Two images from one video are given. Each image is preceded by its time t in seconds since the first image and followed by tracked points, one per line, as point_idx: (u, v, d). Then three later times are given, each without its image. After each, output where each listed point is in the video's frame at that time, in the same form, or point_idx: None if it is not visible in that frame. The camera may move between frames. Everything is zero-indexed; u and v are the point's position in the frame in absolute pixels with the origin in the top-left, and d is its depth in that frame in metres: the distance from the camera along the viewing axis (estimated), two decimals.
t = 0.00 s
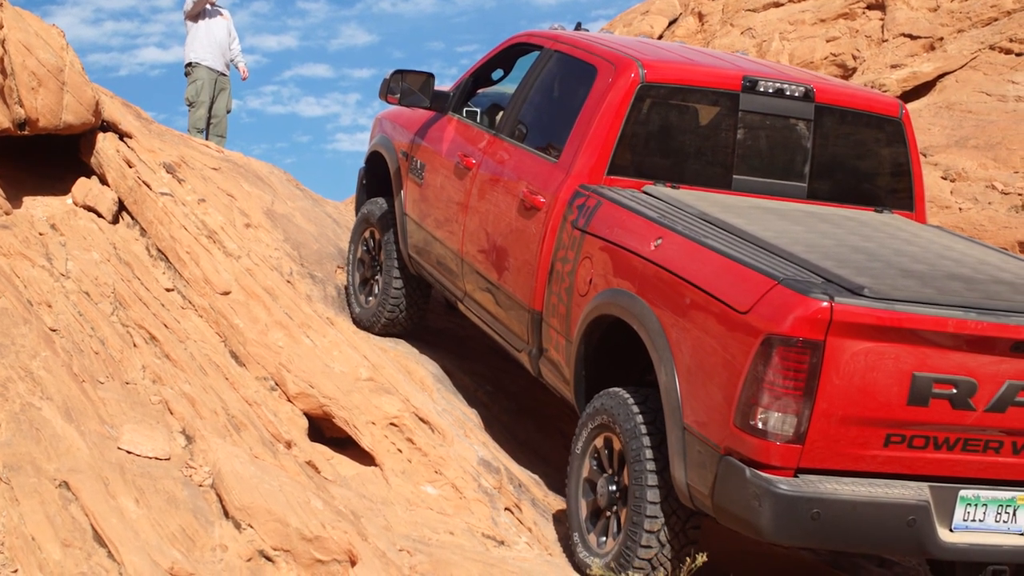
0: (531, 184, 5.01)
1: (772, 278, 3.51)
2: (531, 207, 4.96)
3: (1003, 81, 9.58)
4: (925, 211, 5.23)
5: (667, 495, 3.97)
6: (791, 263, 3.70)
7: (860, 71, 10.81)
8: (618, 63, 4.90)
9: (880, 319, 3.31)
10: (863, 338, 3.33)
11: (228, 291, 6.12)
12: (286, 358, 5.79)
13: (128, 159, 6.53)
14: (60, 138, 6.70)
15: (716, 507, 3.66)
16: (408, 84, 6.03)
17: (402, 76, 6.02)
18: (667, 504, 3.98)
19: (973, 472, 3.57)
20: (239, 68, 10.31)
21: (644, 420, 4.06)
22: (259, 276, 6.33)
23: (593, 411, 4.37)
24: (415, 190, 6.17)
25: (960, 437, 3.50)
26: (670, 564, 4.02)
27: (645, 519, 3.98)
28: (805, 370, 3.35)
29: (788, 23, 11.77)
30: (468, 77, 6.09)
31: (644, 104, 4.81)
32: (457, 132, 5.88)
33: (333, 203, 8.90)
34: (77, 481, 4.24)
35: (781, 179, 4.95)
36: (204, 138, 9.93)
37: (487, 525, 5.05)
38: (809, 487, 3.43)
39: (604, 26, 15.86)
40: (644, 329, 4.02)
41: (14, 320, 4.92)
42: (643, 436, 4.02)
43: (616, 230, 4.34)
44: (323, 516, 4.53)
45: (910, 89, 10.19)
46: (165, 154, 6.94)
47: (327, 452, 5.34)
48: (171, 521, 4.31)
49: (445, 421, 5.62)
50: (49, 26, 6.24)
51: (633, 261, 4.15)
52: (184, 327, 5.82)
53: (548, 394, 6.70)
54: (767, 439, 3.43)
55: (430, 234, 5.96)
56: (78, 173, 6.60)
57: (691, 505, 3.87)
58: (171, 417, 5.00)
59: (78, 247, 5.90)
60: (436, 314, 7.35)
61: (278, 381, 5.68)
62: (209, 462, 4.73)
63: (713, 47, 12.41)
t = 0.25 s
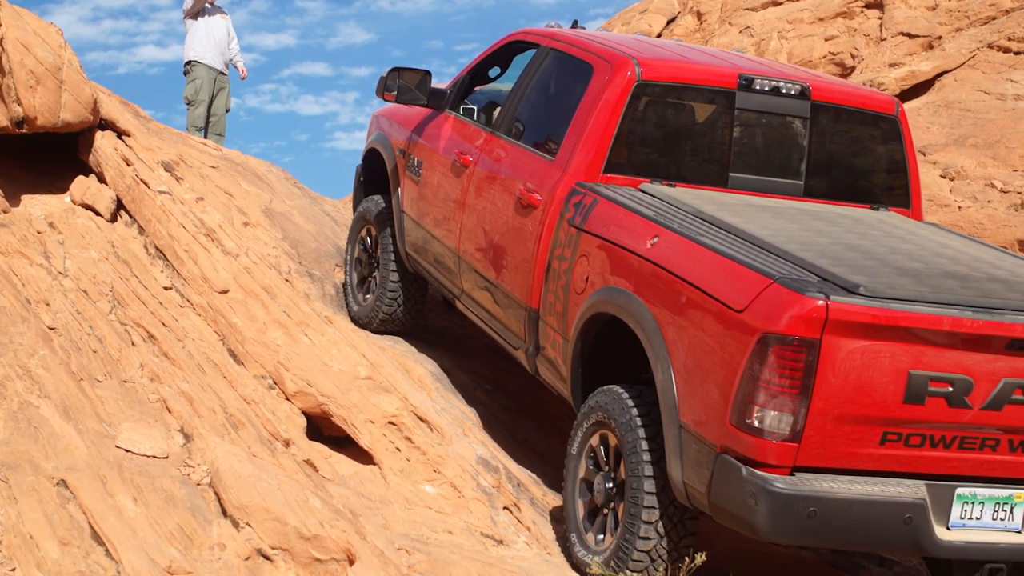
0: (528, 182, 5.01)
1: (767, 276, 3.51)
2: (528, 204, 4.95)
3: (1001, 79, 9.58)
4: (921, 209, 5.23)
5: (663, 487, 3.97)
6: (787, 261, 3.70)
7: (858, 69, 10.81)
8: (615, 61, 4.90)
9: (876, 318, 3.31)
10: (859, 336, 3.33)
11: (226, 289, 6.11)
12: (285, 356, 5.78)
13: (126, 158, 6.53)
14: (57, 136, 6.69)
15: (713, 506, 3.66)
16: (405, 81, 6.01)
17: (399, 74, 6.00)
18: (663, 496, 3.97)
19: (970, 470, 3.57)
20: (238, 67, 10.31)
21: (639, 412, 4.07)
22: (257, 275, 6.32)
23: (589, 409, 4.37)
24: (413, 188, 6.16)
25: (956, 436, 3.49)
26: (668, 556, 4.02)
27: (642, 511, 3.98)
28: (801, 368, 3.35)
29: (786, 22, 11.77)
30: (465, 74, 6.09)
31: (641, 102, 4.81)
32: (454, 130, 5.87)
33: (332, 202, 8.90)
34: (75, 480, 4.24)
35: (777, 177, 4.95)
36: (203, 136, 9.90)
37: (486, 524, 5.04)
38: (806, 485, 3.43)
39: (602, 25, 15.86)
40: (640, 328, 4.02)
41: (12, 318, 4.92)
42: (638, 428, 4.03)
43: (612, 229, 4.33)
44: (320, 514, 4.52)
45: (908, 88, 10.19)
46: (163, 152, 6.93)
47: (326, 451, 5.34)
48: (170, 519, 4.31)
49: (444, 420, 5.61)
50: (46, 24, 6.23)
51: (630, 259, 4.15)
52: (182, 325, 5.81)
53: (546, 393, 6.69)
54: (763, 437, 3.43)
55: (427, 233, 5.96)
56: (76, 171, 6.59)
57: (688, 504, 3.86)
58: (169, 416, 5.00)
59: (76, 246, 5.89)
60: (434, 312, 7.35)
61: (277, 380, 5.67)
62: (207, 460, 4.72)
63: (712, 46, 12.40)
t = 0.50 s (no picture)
0: (526, 182, 5.01)
1: (765, 277, 3.51)
2: (525, 204, 4.95)
3: (1000, 79, 9.57)
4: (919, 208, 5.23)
5: (661, 484, 3.98)
6: (784, 262, 3.70)
7: (857, 70, 10.80)
8: (612, 61, 4.90)
9: (873, 318, 3.31)
10: (855, 337, 3.33)
11: (224, 289, 6.11)
12: (283, 356, 5.78)
13: (125, 158, 6.53)
14: (56, 136, 6.69)
15: (710, 506, 3.66)
16: (402, 81, 6.05)
17: (396, 74, 6.04)
18: (661, 495, 3.98)
19: (967, 470, 3.57)
20: (237, 67, 10.31)
21: (636, 411, 4.07)
22: (255, 275, 6.32)
23: (587, 409, 4.38)
24: (410, 187, 6.16)
25: (953, 436, 3.50)
26: (666, 554, 4.02)
27: (640, 509, 3.98)
28: (798, 369, 3.35)
29: (785, 22, 11.76)
30: (463, 74, 6.09)
31: (638, 102, 4.81)
32: (452, 130, 5.87)
33: (330, 202, 8.89)
34: (73, 480, 4.24)
35: (774, 177, 4.95)
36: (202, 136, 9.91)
37: (484, 524, 5.04)
38: (803, 486, 3.43)
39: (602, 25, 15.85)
40: (638, 328, 4.02)
41: (10, 318, 4.92)
42: (636, 426, 4.03)
43: (609, 229, 4.33)
44: (319, 515, 4.51)
45: (907, 88, 10.18)
46: (161, 152, 6.93)
47: (324, 451, 5.34)
48: (168, 520, 4.31)
49: (442, 420, 5.61)
50: (45, 24, 6.22)
51: (627, 260, 4.15)
52: (180, 325, 5.81)
53: (544, 393, 6.69)
54: (760, 438, 3.43)
55: (426, 232, 5.96)
56: (75, 171, 6.59)
57: (686, 504, 3.86)
58: (167, 416, 4.99)
59: (75, 246, 5.89)
60: (433, 312, 7.35)
61: (275, 380, 5.66)
62: (205, 461, 4.71)
63: (710, 47, 12.40)
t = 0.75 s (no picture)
0: (524, 184, 5.01)
1: (763, 279, 3.51)
2: (524, 206, 4.95)
3: (999, 81, 9.56)
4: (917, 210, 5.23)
5: (659, 486, 3.98)
6: (782, 264, 3.71)
7: (855, 71, 10.80)
8: (611, 62, 4.90)
9: (871, 321, 3.31)
10: (853, 339, 3.33)
11: (223, 291, 6.11)
12: (282, 358, 5.77)
13: (124, 159, 6.53)
14: (55, 138, 6.70)
15: (708, 508, 3.66)
16: (401, 82, 6.00)
17: (394, 75, 5.99)
18: (659, 496, 3.98)
19: (964, 472, 3.57)
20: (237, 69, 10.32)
21: (635, 412, 4.07)
22: (254, 276, 6.31)
23: (586, 410, 4.38)
24: (409, 189, 6.17)
25: (951, 438, 3.50)
26: (664, 555, 4.02)
27: (638, 510, 3.98)
28: (796, 372, 3.35)
29: (783, 23, 11.76)
30: (461, 75, 6.09)
31: (637, 104, 4.81)
32: (450, 131, 5.88)
33: (329, 203, 8.90)
34: (72, 481, 4.24)
35: (773, 178, 4.95)
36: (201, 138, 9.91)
37: (483, 525, 5.04)
38: (801, 488, 3.43)
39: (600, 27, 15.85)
40: (636, 330, 4.02)
41: (9, 320, 4.93)
42: (634, 428, 4.03)
43: (608, 231, 4.34)
44: (318, 516, 4.50)
45: (905, 89, 10.19)
46: (160, 154, 6.93)
47: (323, 452, 5.34)
48: (167, 521, 4.31)
49: (441, 422, 5.61)
50: (44, 26, 6.23)
51: (625, 262, 4.15)
52: (179, 326, 5.81)
53: (543, 395, 6.69)
54: (758, 440, 3.43)
55: (424, 234, 5.96)
56: (73, 172, 6.60)
57: (684, 506, 3.86)
58: (167, 417, 5.00)
59: (74, 247, 5.89)
60: (432, 313, 7.35)
61: (274, 381, 5.67)
62: (204, 462, 4.71)
63: (709, 48, 12.40)
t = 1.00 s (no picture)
0: (523, 186, 5.02)
1: (762, 282, 3.51)
2: (523, 208, 4.95)
3: (998, 84, 9.54)
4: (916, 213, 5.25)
5: (657, 487, 3.98)
6: (781, 267, 3.70)
7: (854, 74, 10.80)
8: (610, 65, 4.90)
9: (870, 323, 3.30)
10: (852, 341, 3.33)
11: (222, 294, 6.11)
12: (281, 361, 5.77)
13: (123, 162, 6.53)
14: (54, 141, 6.70)
15: (706, 510, 3.66)
16: (400, 85, 6.01)
17: (394, 78, 6.00)
18: (657, 498, 3.98)
19: (962, 475, 3.58)
20: (237, 71, 10.33)
21: (633, 414, 4.08)
22: (253, 279, 6.31)
23: (584, 412, 4.38)
24: (408, 191, 6.17)
25: (949, 441, 3.51)
26: (663, 557, 4.01)
27: (636, 511, 3.98)
28: (795, 374, 3.35)
29: (783, 26, 11.76)
30: (461, 78, 6.10)
31: (636, 106, 4.81)
32: (450, 134, 5.88)
33: (328, 206, 8.90)
34: (71, 484, 4.24)
35: (772, 181, 4.95)
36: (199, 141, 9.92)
37: (482, 527, 5.02)
38: (799, 490, 3.43)
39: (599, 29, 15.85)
40: (635, 332, 4.02)
41: (8, 322, 4.93)
42: (633, 429, 4.03)
43: (607, 233, 4.34)
44: (317, 519, 4.50)
45: (904, 92, 10.20)
46: (159, 157, 6.93)
47: (322, 455, 5.33)
48: (166, 524, 4.31)
49: (440, 424, 5.61)
50: (43, 29, 6.24)
51: (624, 264, 4.15)
52: (178, 329, 5.82)
53: (542, 398, 6.69)
54: (756, 442, 3.43)
55: (423, 237, 5.96)
56: (72, 175, 6.60)
57: (682, 509, 3.86)
58: (166, 420, 5.00)
59: (73, 250, 5.89)
60: (431, 316, 7.35)
61: (273, 384, 5.67)
62: (203, 465, 4.71)
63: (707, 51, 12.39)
